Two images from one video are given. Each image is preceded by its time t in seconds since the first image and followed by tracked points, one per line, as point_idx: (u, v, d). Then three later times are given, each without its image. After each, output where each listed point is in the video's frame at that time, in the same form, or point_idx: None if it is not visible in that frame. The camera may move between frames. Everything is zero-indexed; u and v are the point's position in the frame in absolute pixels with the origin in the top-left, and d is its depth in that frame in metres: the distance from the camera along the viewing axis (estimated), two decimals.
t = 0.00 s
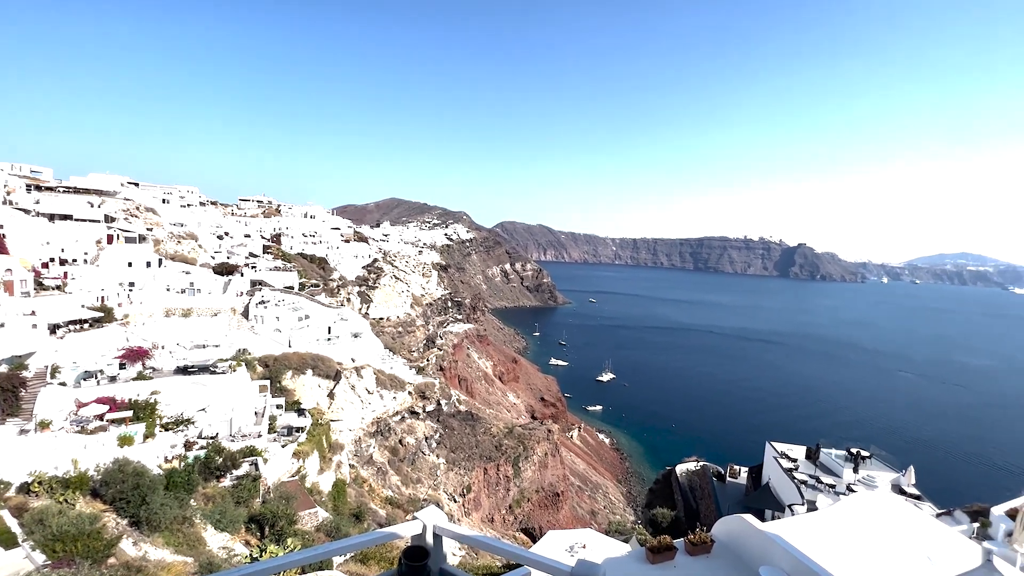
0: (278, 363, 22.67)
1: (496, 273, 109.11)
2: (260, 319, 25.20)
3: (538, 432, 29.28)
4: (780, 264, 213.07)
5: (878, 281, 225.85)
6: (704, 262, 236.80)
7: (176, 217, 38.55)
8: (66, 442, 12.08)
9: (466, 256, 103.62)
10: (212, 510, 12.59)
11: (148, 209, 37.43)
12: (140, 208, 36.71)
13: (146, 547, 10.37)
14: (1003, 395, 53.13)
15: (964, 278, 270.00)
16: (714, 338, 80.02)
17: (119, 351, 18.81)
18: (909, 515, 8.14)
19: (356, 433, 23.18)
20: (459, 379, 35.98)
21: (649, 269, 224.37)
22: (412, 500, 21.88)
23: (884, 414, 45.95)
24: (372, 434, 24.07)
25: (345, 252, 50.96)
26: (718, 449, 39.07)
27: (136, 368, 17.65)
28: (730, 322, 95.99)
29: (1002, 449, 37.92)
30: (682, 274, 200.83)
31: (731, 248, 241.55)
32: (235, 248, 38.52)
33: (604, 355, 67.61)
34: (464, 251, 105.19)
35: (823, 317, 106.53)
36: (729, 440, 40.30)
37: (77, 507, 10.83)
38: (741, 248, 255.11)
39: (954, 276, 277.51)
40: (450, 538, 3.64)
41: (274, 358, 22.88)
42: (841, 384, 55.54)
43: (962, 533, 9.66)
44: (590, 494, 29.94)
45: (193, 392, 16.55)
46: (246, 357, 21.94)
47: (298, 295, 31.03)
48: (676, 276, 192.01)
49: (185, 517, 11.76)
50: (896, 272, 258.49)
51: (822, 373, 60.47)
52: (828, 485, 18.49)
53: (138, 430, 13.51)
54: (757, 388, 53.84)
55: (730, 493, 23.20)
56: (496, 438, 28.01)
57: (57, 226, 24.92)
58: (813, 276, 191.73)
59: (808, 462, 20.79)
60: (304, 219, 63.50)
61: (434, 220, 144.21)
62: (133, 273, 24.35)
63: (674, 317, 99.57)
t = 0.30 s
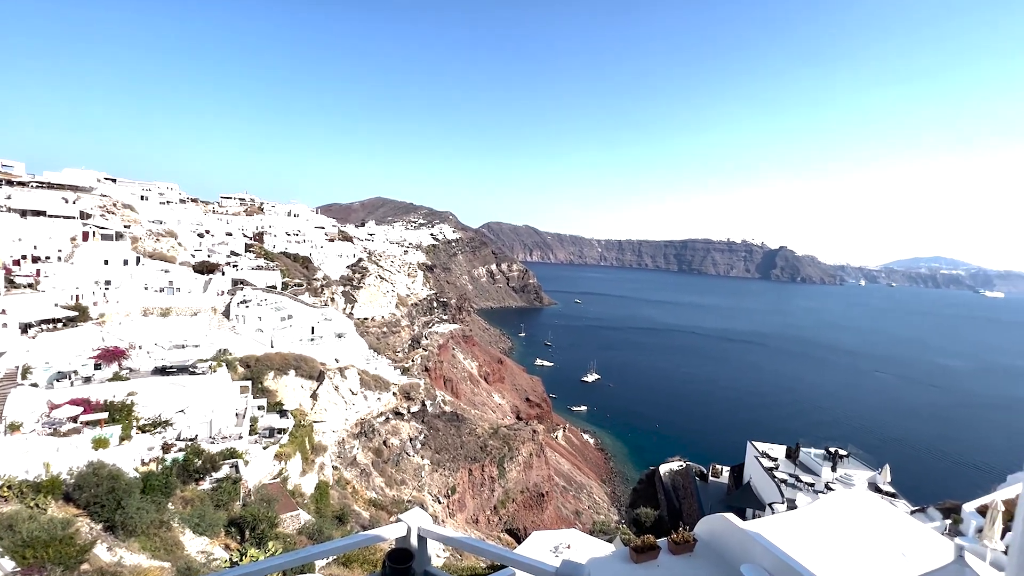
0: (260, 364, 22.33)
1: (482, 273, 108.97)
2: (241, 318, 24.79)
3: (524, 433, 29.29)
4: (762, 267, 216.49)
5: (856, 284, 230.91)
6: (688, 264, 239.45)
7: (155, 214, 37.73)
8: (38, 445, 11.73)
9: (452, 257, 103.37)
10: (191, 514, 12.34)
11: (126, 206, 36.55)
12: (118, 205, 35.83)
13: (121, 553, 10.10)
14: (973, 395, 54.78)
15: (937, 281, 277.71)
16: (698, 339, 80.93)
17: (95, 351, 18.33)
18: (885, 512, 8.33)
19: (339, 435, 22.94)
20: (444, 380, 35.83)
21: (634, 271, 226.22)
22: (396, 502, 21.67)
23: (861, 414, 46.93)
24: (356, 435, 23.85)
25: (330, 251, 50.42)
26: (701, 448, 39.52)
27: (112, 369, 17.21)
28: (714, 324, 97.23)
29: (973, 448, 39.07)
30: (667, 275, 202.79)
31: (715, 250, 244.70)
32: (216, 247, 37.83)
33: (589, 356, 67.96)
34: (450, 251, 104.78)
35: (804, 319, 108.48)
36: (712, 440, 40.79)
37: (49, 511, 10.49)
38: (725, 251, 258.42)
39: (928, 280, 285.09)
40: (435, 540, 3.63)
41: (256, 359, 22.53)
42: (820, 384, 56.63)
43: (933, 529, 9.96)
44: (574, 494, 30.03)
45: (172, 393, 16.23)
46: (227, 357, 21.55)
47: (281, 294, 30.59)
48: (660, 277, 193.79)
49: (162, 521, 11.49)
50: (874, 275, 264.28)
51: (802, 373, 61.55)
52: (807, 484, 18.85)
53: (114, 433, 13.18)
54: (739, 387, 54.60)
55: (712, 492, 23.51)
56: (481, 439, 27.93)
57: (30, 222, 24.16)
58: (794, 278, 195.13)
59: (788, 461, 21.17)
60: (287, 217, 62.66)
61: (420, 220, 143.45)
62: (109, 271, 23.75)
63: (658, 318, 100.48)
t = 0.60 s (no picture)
0: (240, 365, 21.94)
1: (467, 273, 108.78)
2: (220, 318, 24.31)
3: (507, 433, 29.27)
4: (743, 268, 220.29)
5: (833, 286, 236.53)
6: (671, 265, 242.37)
7: (130, 211, 36.78)
8: (6, 449, 11.38)
9: (436, 257, 103.06)
10: (167, 519, 12.03)
11: (100, 203, 35.57)
12: (91, 201, 34.85)
13: (93, 560, 9.79)
14: (943, 393, 56.54)
15: (910, 284, 286.03)
16: (680, 339, 81.88)
17: (65, 352, 17.77)
18: (859, 509, 8.53)
19: (321, 436, 22.65)
20: (428, 381, 35.64)
21: (618, 272, 228.23)
22: (379, 504, 21.43)
23: (837, 413, 47.98)
24: (338, 437, 23.58)
25: (312, 250, 49.79)
26: (682, 447, 40.00)
27: (84, 371, 16.73)
28: (695, 324, 98.53)
29: (943, 445, 40.32)
30: (650, 276, 204.88)
31: (697, 252, 248.11)
32: (195, 245, 37.03)
33: (573, 356, 68.28)
34: (434, 251, 104.26)
35: (783, 320, 110.58)
36: (693, 439, 41.30)
37: (15, 518, 10.09)
38: (706, 252, 262.27)
39: (902, 282, 293.41)
40: (418, 542, 3.60)
41: (235, 359, 22.12)
42: (799, 384, 57.80)
43: (906, 525, 10.24)
44: (558, 494, 30.10)
45: (149, 395, 15.85)
46: (204, 358, 21.13)
47: (261, 294, 30.12)
48: (643, 278, 195.65)
49: (137, 526, 11.21)
50: (850, 277, 270.69)
51: (781, 373, 62.70)
52: (785, 482, 19.22)
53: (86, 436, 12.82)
54: (720, 387, 55.40)
55: (693, 491, 23.82)
56: (465, 439, 27.83)
57: None
58: (773, 280, 199.01)
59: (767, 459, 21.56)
60: (269, 216, 61.72)
61: (404, 219, 142.63)
62: (82, 269, 23.05)
63: (641, 319, 101.37)
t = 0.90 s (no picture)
0: (216, 366, 21.46)
1: (450, 273, 108.40)
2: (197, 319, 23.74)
3: (491, 434, 29.20)
4: (722, 270, 224.03)
5: (809, 287, 242.04)
6: (653, 266, 245.13)
7: (103, 209, 35.70)
8: None
9: (419, 257, 102.54)
10: (140, 525, 11.68)
11: (70, 200, 34.42)
12: (61, 198, 33.70)
13: (62, 568, 9.38)
14: (914, 391, 58.28)
15: (883, 285, 294.29)
16: (662, 339, 82.86)
17: (33, 354, 17.13)
18: (834, 505, 8.73)
19: (302, 438, 22.30)
20: (410, 382, 35.38)
21: (600, 272, 230.02)
22: (360, 506, 21.18)
23: (813, 411, 49.08)
24: (319, 439, 23.27)
25: (292, 250, 49.02)
26: (663, 446, 40.45)
27: (53, 373, 16.17)
28: (676, 324, 99.88)
29: (913, 441, 41.60)
30: (632, 277, 207.03)
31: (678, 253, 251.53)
32: (170, 244, 36.12)
33: (556, 356, 68.56)
34: (417, 252, 103.57)
35: (761, 320, 112.79)
36: (674, 438, 41.80)
37: None
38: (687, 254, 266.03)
39: (874, 283, 302.08)
40: (401, 545, 3.57)
41: (213, 361, 21.64)
42: (776, 382, 58.95)
43: (879, 520, 10.53)
44: (541, 494, 30.17)
45: (121, 398, 15.40)
46: (181, 360, 20.62)
47: (240, 294, 29.54)
48: (625, 279, 197.54)
49: (108, 533, 10.80)
50: (825, 279, 277.45)
51: (759, 372, 63.93)
52: (763, 479, 19.60)
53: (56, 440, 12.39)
54: (701, 386, 56.20)
55: (674, 489, 24.15)
56: (448, 440, 27.69)
57: None
58: (752, 281, 202.81)
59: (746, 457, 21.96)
60: (248, 214, 60.56)
61: (387, 219, 141.43)
62: (52, 269, 22.27)
63: (623, 319, 102.35)
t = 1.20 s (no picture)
0: (192, 368, 20.96)
1: (432, 274, 107.81)
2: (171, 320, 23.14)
3: (473, 434, 29.07)
4: (702, 270, 227.58)
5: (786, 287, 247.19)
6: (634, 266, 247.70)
7: (72, 206, 34.55)
8: None
9: (401, 257, 101.77)
10: (111, 532, 11.28)
11: (36, 197, 33.20)
12: (27, 195, 32.47)
13: None
14: (886, 388, 60.00)
15: (857, 285, 302.25)
16: (643, 339, 83.74)
17: None
18: (809, 500, 8.95)
19: (281, 441, 21.95)
20: (392, 383, 35.08)
21: (583, 272, 231.40)
22: (341, 509, 20.88)
23: (790, 408, 50.14)
24: (298, 441, 22.94)
25: (271, 249, 48.14)
26: (645, 445, 40.87)
27: (19, 377, 15.58)
28: (657, 324, 101.08)
29: (885, 436, 42.84)
30: (614, 278, 208.80)
31: (658, 254, 254.68)
32: (143, 243, 35.15)
33: (539, 356, 68.73)
34: (399, 252, 102.72)
35: (739, 320, 114.89)
36: (655, 437, 42.28)
37: None
38: (667, 255, 269.48)
39: (848, 283, 309.88)
40: (382, 548, 3.55)
41: (188, 363, 21.14)
42: (754, 381, 60.10)
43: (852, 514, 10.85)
44: (524, 494, 30.21)
45: (91, 402, 14.96)
46: (154, 362, 20.09)
47: (216, 294, 28.90)
48: (608, 279, 199.08)
49: (77, 542, 10.37)
50: (801, 279, 283.74)
51: (737, 371, 65.08)
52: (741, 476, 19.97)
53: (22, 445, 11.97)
54: (681, 385, 56.96)
55: (655, 487, 24.46)
56: (430, 441, 27.53)
57: None
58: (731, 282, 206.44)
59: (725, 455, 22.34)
60: (225, 213, 59.29)
61: (368, 218, 140.00)
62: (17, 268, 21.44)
63: (605, 319, 103.18)
